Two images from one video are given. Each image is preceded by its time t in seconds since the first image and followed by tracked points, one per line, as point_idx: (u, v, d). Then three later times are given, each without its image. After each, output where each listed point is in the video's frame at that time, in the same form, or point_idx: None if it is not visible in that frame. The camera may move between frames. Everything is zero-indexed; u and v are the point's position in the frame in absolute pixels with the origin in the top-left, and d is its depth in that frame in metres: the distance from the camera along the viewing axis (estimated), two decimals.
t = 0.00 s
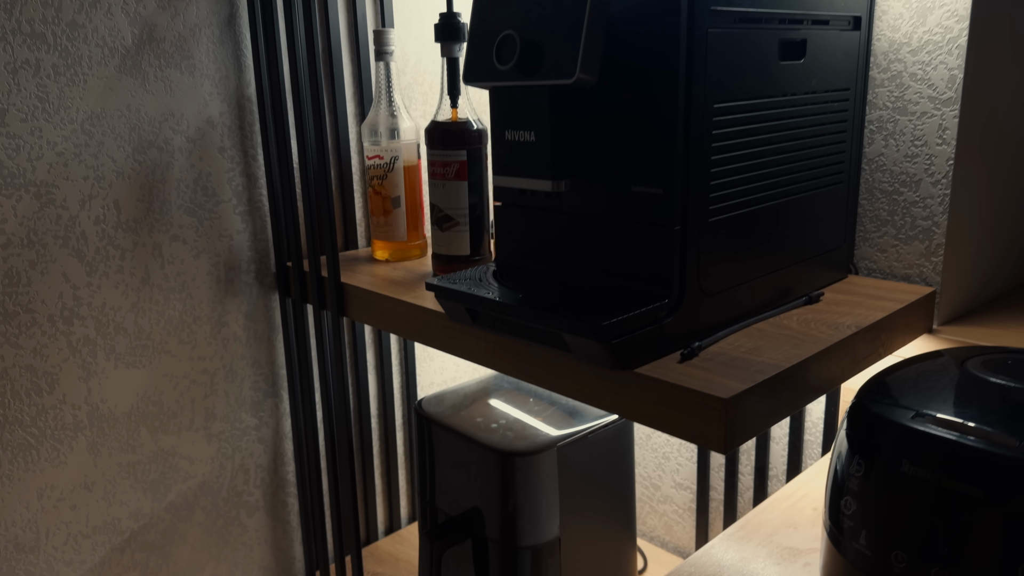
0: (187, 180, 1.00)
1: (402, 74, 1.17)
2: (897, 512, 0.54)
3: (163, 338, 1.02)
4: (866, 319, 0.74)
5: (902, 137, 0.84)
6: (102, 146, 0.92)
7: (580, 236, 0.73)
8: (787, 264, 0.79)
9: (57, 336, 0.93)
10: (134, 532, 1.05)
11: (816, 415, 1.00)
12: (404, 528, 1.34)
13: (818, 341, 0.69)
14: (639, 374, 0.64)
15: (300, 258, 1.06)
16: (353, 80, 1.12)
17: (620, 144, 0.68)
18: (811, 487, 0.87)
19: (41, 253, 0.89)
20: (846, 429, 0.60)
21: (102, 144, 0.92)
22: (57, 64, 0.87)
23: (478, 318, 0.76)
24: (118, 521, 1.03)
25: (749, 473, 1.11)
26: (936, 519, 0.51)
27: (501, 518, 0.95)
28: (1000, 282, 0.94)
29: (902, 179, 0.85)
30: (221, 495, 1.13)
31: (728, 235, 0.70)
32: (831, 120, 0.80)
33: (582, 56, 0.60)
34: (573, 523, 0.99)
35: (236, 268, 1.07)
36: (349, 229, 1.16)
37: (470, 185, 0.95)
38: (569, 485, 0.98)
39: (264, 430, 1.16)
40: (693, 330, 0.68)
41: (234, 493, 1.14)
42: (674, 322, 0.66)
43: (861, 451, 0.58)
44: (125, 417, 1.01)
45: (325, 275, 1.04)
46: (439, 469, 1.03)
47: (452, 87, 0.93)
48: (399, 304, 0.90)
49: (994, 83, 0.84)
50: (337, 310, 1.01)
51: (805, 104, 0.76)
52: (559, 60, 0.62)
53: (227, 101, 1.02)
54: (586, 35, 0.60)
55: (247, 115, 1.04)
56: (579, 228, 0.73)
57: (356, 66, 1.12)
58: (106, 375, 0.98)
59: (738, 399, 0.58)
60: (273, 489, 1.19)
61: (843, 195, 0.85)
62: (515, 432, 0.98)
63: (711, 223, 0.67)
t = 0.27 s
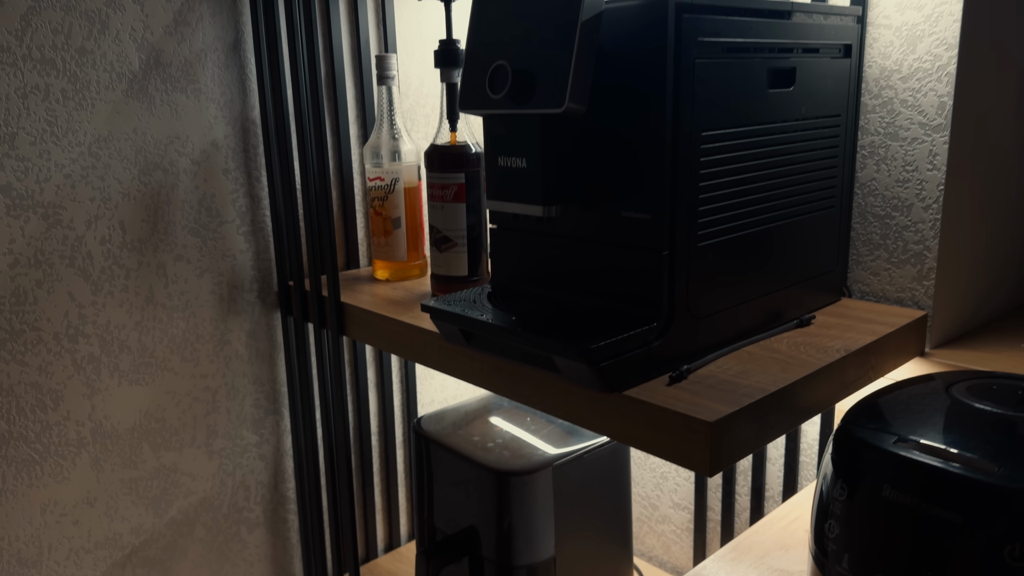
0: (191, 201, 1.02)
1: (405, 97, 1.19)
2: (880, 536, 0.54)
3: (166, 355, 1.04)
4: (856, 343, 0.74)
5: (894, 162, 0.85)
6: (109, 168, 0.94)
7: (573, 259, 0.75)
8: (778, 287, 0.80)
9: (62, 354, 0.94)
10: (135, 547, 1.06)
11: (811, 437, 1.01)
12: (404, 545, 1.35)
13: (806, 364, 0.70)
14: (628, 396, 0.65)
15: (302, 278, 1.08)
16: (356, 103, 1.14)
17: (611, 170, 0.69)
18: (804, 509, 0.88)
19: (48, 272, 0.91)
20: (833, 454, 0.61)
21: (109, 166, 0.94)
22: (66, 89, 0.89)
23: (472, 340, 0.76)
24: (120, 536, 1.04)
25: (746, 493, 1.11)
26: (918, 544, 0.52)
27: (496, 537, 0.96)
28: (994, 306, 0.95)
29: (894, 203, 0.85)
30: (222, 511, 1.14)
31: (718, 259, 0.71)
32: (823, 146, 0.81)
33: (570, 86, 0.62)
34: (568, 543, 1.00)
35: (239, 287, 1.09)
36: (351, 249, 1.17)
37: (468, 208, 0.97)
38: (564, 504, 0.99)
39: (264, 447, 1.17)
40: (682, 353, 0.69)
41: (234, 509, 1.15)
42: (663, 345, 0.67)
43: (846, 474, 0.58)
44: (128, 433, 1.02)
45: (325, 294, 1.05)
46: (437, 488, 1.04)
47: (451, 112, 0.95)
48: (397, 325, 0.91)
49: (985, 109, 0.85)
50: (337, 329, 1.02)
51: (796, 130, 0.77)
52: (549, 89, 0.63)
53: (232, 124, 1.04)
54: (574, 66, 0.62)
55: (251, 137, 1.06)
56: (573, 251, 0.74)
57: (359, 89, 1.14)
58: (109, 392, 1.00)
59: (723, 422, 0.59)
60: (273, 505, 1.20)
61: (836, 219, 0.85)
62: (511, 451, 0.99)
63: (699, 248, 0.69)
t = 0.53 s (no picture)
0: (195, 225, 1.04)
1: (407, 122, 1.21)
2: (861, 562, 0.56)
3: (168, 376, 1.05)
4: (844, 370, 0.75)
5: (884, 191, 0.86)
6: (114, 193, 0.96)
7: (565, 285, 0.76)
8: (769, 313, 0.81)
9: (66, 374, 0.96)
10: (135, 565, 1.07)
11: (806, 461, 1.01)
12: (402, 566, 1.33)
13: (794, 391, 0.71)
14: (616, 422, 0.66)
15: (303, 299, 1.09)
16: (358, 128, 1.16)
17: (601, 199, 0.71)
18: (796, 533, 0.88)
19: (53, 293, 0.93)
20: (817, 481, 0.62)
21: (115, 190, 0.96)
22: (74, 116, 0.91)
23: (465, 363, 0.77)
24: (120, 554, 1.05)
25: (741, 517, 1.12)
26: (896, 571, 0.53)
27: (490, 559, 0.97)
28: (987, 332, 0.95)
29: (885, 231, 0.86)
30: (222, 529, 1.15)
31: (706, 287, 0.72)
32: (813, 175, 0.82)
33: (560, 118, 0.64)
34: (563, 565, 1.00)
35: (241, 308, 1.11)
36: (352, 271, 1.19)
37: (465, 232, 0.98)
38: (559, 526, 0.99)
39: (264, 466, 1.18)
40: (671, 378, 0.70)
41: (234, 528, 1.16)
42: (652, 371, 0.68)
43: (829, 502, 0.59)
44: (130, 452, 1.04)
45: (325, 316, 1.07)
46: (433, 509, 1.05)
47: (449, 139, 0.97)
48: (394, 347, 0.92)
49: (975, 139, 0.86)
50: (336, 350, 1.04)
51: (785, 160, 0.78)
52: (539, 121, 0.65)
53: (236, 149, 1.06)
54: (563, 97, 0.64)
55: (255, 161, 1.08)
56: (565, 278, 0.76)
57: (362, 114, 1.16)
58: (112, 412, 1.01)
59: (707, 449, 0.60)
60: (272, 524, 1.21)
61: (827, 246, 0.86)
62: (507, 473, 1.00)
63: (687, 276, 0.70)
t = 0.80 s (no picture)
0: (198, 244, 1.06)
1: (409, 144, 1.23)
2: None
3: (170, 393, 1.07)
4: (834, 393, 0.76)
5: (876, 216, 0.87)
6: (120, 213, 0.98)
7: (558, 308, 0.77)
8: (760, 336, 0.82)
9: (69, 391, 0.98)
10: None
11: (800, 482, 1.02)
12: None
13: (783, 414, 0.71)
14: (605, 444, 0.67)
15: (304, 318, 1.11)
16: (361, 150, 1.18)
17: (592, 223, 0.72)
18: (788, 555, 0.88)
19: (58, 311, 0.95)
20: (803, 504, 0.63)
21: (120, 210, 0.98)
22: (81, 138, 0.94)
23: (459, 384, 0.78)
24: (120, 569, 1.06)
25: (737, 537, 1.12)
26: None
27: None
28: (980, 355, 0.96)
29: (876, 255, 0.87)
30: (221, 545, 1.16)
31: (697, 310, 0.73)
32: (803, 200, 0.83)
33: (551, 145, 0.66)
34: None
35: (243, 326, 1.12)
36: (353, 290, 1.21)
37: (463, 253, 1.00)
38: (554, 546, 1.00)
39: (264, 482, 1.19)
40: (661, 400, 0.71)
41: (233, 544, 1.17)
42: (642, 393, 0.69)
43: (814, 525, 0.60)
44: (131, 468, 1.05)
45: (324, 335, 1.08)
46: (430, 528, 1.06)
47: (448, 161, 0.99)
48: (391, 366, 0.93)
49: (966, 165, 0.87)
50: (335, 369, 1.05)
51: (775, 186, 0.80)
52: (531, 148, 0.67)
53: (240, 170, 1.08)
54: (554, 125, 0.65)
55: (258, 182, 1.10)
56: (558, 301, 0.77)
57: (364, 136, 1.18)
58: (114, 428, 1.03)
59: (694, 471, 0.61)
60: (271, 540, 1.22)
61: (819, 270, 0.88)
62: (502, 492, 1.00)
63: (677, 300, 0.71)
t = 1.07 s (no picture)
0: (202, 264, 1.07)
1: (411, 165, 1.25)
2: None
3: (173, 410, 1.08)
4: (825, 416, 0.77)
5: (868, 241, 0.88)
6: (125, 233, 1.00)
7: (552, 331, 0.79)
8: (753, 359, 0.83)
9: (73, 407, 0.99)
10: None
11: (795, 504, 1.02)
12: None
13: (773, 437, 0.72)
14: (597, 465, 0.68)
15: (305, 336, 1.13)
16: (363, 171, 1.20)
17: (585, 248, 0.73)
18: None
19: (64, 329, 0.97)
20: (790, 527, 0.64)
21: (126, 231, 1.00)
22: (89, 160, 0.96)
23: (455, 405, 0.79)
24: None
25: (733, 558, 1.12)
26: None
27: None
28: (974, 379, 0.97)
29: (869, 279, 0.88)
30: (220, 561, 1.17)
31: (688, 334, 0.75)
32: (796, 226, 0.85)
33: (544, 172, 0.67)
34: None
35: (245, 344, 1.14)
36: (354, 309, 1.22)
37: (462, 274, 1.01)
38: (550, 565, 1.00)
39: (264, 499, 1.20)
40: (653, 423, 0.72)
41: (233, 560, 1.18)
42: (633, 416, 0.70)
43: (800, 548, 0.61)
44: (133, 484, 1.06)
45: (325, 353, 1.10)
46: (428, 546, 1.06)
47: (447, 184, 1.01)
48: (390, 386, 0.94)
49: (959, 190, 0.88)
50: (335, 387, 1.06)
51: (767, 211, 0.81)
52: (524, 175, 0.68)
53: (244, 192, 1.10)
54: (548, 152, 0.67)
55: (262, 203, 1.12)
56: (552, 323, 0.78)
57: (367, 158, 1.20)
58: (117, 444, 1.04)
59: (683, 493, 0.62)
60: (270, 557, 1.23)
61: (812, 293, 0.89)
62: (499, 511, 1.01)
63: (669, 324, 0.72)
